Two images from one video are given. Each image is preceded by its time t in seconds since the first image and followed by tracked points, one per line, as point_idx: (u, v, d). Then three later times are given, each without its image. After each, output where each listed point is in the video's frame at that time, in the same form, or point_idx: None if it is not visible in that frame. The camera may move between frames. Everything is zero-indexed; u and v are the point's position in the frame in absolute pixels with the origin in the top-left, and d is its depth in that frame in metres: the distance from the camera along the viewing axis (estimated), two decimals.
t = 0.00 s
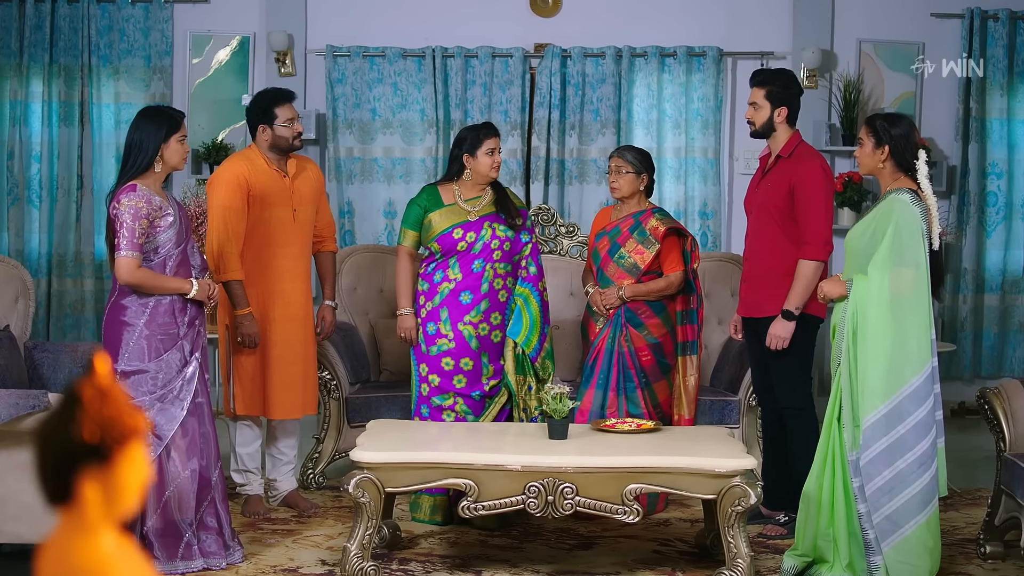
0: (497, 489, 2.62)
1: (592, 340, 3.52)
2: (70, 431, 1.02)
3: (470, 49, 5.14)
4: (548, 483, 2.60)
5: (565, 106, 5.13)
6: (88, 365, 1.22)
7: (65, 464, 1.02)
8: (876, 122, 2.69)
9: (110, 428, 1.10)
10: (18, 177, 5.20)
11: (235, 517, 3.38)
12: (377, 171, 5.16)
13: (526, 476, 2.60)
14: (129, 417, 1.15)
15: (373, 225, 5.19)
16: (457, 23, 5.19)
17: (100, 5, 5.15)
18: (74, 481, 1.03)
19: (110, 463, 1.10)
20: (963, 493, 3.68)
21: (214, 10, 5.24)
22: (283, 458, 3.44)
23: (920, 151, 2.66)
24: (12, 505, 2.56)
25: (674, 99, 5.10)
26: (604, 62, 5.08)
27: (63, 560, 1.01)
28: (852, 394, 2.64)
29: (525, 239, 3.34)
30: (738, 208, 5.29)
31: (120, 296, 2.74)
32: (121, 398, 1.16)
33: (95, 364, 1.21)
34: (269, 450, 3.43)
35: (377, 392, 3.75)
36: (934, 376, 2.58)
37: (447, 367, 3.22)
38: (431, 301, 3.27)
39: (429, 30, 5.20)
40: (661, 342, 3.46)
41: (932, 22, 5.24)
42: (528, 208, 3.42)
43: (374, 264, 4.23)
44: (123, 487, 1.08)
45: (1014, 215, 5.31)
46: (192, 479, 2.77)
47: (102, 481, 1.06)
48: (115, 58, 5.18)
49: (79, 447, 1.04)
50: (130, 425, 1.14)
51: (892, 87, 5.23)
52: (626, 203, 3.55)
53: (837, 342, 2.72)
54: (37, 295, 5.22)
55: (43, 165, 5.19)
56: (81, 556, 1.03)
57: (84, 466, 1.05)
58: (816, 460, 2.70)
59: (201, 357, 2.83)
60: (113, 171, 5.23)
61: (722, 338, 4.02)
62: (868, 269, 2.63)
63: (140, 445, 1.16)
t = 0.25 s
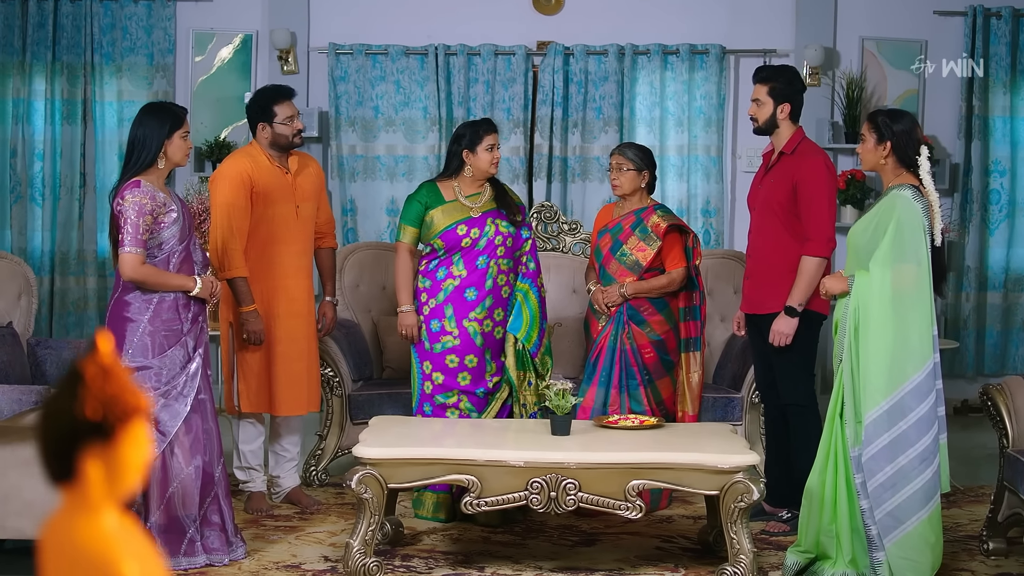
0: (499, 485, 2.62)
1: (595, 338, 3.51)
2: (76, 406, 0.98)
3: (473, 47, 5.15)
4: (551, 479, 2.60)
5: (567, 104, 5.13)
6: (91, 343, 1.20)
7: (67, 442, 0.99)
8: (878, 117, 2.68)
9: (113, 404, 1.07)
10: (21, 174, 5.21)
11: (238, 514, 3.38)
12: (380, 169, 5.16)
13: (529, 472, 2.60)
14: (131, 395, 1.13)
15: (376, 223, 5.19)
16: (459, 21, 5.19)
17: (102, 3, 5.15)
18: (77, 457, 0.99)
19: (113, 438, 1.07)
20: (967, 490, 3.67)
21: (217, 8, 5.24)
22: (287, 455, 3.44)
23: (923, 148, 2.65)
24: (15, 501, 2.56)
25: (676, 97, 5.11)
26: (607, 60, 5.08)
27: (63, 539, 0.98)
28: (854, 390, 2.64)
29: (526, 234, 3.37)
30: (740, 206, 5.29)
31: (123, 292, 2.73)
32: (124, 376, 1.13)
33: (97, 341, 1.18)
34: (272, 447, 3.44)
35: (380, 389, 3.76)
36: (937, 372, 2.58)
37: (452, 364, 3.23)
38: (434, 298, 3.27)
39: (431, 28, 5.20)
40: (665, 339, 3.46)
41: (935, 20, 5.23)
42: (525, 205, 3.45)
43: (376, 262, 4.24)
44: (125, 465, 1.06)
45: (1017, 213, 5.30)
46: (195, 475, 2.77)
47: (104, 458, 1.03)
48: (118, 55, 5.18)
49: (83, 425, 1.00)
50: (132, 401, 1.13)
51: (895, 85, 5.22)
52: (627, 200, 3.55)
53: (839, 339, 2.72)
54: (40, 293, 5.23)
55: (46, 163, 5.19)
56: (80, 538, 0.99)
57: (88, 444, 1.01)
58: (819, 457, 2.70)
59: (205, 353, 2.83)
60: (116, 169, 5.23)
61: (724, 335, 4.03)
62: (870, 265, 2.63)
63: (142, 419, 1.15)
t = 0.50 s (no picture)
0: (500, 484, 2.61)
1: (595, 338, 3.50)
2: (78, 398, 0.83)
3: (474, 47, 5.15)
4: (551, 477, 2.60)
5: (569, 104, 5.13)
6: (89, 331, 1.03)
7: (66, 427, 0.83)
8: (878, 116, 2.68)
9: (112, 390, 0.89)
10: (22, 174, 5.21)
11: (239, 514, 3.38)
12: (381, 169, 5.16)
13: (530, 471, 2.60)
14: (129, 384, 0.95)
15: (377, 223, 5.18)
16: (460, 21, 5.19)
17: (103, 3, 5.16)
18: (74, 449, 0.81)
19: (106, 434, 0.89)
20: (968, 489, 3.67)
21: (218, 8, 5.24)
22: (288, 454, 3.44)
23: (923, 146, 2.65)
24: (15, 499, 2.56)
25: (677, 97, 5.11)
26: (608, 60, 5.08)
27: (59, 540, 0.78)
28: (854, 389, 2.64)
29: (526, 233, 3.42)
30: (742, 206, 5.29)
31: (124, 292, 2.73)
32: (124, 363, 0.95)
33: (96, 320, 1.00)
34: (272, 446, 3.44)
35: (380, 389, 3.76)
36: (937, 370, 2.58)
37: (458, 364, 3.24)
38: (440, 297, 3.27)
39: (432, 28, 5.20)
40: (665, 338, 3.46)
41: (936, 20, 5.23)
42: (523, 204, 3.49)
43: (377, 261, 4.24)
44: (126, 451, 0.90)
45: (1018, 213, 5.30)
46: (196, 474, 2.77)
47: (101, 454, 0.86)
48: (119, 56, 5.18)
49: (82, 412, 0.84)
50: (130, 389, 0.95)
51: (896, 85, 5.22)
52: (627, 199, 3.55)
53: (839, 337, 2.71)
54: (41, 293, 5.23)
55: (47, 163, 5.20)
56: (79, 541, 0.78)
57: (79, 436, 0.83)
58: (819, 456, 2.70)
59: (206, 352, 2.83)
60: (117, 169, 5.23)
61: (725, 334, 4.03)
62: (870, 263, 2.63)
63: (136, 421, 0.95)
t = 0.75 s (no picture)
0: (501, 483, 2.61)
1: (596, 339, 3.50)
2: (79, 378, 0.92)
3: (475, 48, 5.15)
4: (552, 478, 2.59)
5: (570, 105, 5.14)
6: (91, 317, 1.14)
7: (68, 414, 0.91)
8: (879, 116, 2.68)
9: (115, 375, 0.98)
10: (24, 176, 5.21)
11: (240, 514, 3.38)
12: (382, 171, 5.16)
13: (531, 471, 2.60)
14: (131, 369, 1.04)
15: (378, 224, 5.19)
16: (462, 22, 5.19)
17: (105, 5, 5.17)
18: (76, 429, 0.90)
19: (111, 413, 0.97)
20: (970, 490, 3.66)
21: (219, 10, 5.25)
22: (289, 455, 3.44)
23: (924, 146, 2.65)
24: (16, 499, 2.56)
25: (679, 98, 5.11)
26: (609, 61, 5.08)
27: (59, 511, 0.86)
28: (855, 389, 2.64)
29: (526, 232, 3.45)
30: (743, 207, 5.29)
31: (126, 292, 2.73)
32: (124, 349, 1.04)
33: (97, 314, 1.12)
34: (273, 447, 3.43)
35: (381, 389, 3.76)
36: (938, 370, 2.58)
37: (466, 365, 3.25)
38: (446, 298, 3.28)
39: (434, 29, 5.20)
40: (665, 338, 3.46)
41: (937, 21, 5.23)
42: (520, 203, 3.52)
43: (379, 262, 4.24)
44: (126, 438, 0.96)
45: (1019, 214, 5.30)
46: (198, 475, 2.76)
47: (105, 431, 0.94)
48: (121, 57, 5.19)
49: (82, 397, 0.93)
50: (131, 374, 1.03)
51: (897, 86, 5.22)
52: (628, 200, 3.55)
53: (840, 337, 2.71)
54: (43, 294, 5.24)
55: (49, 164, 5.20)
56: (79, 512, 0.87)
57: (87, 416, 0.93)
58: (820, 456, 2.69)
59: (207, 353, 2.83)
60: (118, 170, 5.24)
61: (727, 335, 4.03)
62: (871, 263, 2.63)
63: (141, 401, 1.04)
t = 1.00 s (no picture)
0: (503, 486, 2.61)
1: (597, 341, 3.50)
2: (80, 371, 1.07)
3: (476, 52, 5.15)
4: (553, 479, 2.59)
5: (571, 109, 5.14)
6: (91, 305, 1.23)
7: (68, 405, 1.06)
8: (880, 118, 2.68)
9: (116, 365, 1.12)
10: (25, 179, 5.21)
11: (241, 517, 3.37)
12: (383, 174, 5.17)
13: (531, 473, 2.59)
14: (132, 362, 1.18)
15: (379, 227, 5.19)
16: (463, 26, 5.20)
17: (106, 8, 5.17)
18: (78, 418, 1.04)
19: (116, 403, 1.12)
20: (971, 493, 3.66)
21: (221, 13, 5.26)
22: (290, 458, 3.43)
23: (925, 148, 2.66)
24: (17, 501, 2.55)
25: (679, 102, 5.12)
26: (610, 64, 5.09)
27: (64, 499, 1.00)
28: (856, 391, 2.64)
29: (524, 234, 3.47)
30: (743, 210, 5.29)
31: (127, 294, 2.72)
32: (126, 339, 1.17)
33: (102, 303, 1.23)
34: (274, 449, 3.43)
35: (382, 392, 3.76)
36: (939, 372, 2.57)
37: (470, 367, 3.26)
38: (450, 300, 3.28)
39: (435, 32, 5.21)
40: (665, 341, 3.46)
41: (938, 24, 5.24)
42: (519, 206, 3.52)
43: (380, 265, 4.24)
44: (126, 427, 1.10)
45: (1020, 217, 5.30)
46: (199, 477, 2.76)
47: (107, 421, 1.07)
48: (122, 60, 5.19)
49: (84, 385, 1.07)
50: (131, 365, 1.17)
51: (898, 90, 5.23)
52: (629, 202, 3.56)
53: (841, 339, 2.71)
54: (43, 297, 5.24)
55: (50, 167, 5.20)
56: (83, 499, 1.00)
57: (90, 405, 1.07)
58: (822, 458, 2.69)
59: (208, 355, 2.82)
60: (119, 174, 5.24)
61: (728, 338, 4.02)
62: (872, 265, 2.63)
63: (141, 390, 1.18)
